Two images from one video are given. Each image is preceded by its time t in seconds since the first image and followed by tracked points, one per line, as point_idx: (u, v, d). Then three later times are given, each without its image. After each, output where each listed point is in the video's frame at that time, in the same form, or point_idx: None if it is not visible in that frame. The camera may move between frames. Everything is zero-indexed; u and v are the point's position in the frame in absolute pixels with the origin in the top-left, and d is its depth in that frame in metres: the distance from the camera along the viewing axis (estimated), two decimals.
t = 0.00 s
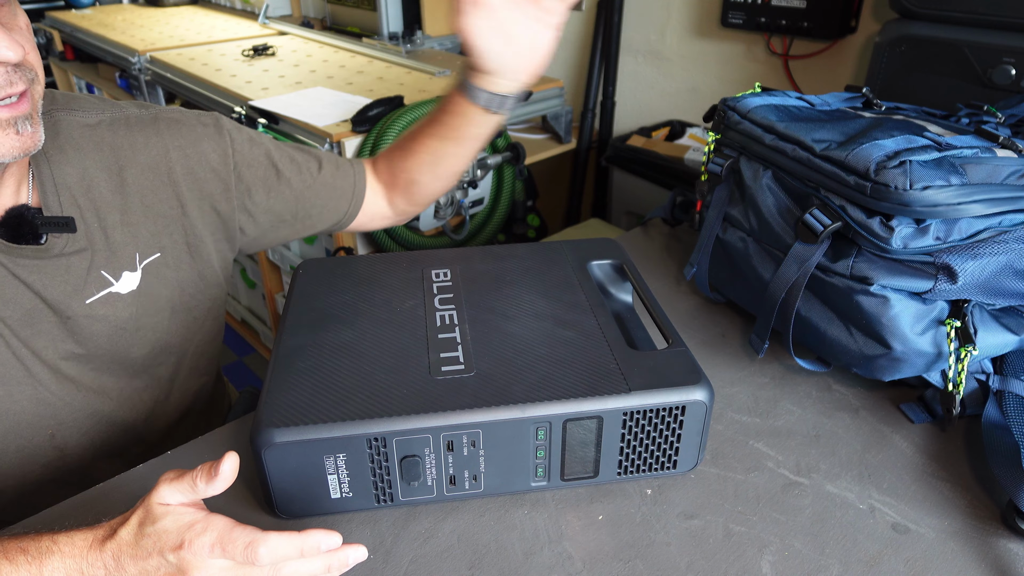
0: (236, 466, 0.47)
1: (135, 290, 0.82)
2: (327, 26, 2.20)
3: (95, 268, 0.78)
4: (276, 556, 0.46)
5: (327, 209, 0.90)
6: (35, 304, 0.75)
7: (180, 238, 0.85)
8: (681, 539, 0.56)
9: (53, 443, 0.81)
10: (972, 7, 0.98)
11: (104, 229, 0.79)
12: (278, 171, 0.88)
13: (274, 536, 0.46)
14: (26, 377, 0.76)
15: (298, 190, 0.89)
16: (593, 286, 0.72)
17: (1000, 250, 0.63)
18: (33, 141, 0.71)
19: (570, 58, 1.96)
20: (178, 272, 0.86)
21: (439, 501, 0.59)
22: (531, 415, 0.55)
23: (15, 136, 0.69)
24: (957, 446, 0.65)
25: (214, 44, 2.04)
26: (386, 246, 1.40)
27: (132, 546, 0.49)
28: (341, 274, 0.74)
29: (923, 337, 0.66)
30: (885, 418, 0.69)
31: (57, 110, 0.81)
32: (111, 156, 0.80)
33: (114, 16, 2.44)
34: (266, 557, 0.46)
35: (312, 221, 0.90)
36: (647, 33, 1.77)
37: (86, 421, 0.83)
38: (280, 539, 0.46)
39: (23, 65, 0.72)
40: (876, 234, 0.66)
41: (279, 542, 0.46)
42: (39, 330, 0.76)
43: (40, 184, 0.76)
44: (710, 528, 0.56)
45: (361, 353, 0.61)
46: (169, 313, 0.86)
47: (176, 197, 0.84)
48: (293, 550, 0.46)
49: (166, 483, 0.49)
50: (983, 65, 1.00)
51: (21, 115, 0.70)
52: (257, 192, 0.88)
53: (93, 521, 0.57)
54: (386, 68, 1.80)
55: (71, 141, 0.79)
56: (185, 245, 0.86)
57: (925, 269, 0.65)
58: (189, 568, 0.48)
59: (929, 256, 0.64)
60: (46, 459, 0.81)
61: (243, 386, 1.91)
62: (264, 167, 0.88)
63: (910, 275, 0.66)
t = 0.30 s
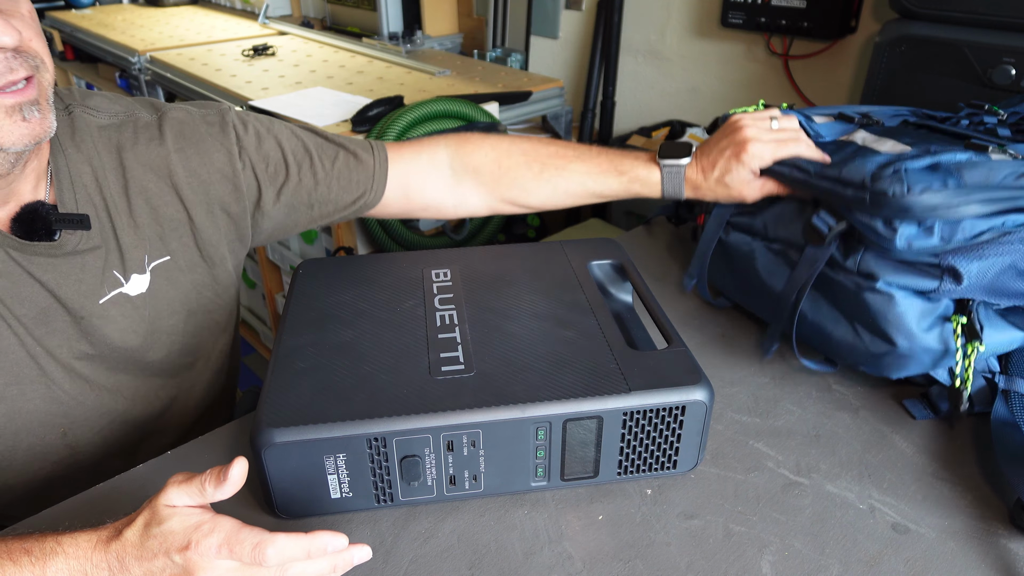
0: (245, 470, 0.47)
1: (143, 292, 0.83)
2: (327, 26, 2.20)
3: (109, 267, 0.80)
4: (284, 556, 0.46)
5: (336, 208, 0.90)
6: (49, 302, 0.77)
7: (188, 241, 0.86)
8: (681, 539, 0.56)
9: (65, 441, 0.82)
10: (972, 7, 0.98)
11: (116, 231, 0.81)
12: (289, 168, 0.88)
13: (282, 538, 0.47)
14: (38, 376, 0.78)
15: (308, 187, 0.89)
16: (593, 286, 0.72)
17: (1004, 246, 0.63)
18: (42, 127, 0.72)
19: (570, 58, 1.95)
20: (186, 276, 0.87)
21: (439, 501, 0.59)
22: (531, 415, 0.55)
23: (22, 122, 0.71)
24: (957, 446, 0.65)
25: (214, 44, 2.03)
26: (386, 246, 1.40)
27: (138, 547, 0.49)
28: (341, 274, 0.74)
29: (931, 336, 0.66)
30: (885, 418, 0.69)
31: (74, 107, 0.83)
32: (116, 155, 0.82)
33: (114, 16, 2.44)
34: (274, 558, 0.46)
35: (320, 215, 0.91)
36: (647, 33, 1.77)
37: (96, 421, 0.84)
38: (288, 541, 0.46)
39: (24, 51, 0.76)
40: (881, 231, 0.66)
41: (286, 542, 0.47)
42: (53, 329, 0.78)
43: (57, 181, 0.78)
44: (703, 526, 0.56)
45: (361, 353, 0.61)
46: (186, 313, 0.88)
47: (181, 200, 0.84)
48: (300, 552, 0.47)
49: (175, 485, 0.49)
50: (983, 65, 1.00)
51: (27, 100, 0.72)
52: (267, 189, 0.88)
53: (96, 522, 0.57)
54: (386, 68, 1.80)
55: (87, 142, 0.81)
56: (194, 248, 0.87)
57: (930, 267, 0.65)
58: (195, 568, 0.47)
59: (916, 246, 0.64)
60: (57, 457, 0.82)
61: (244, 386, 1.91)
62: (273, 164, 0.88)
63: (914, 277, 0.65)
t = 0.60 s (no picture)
0: (250, 481, 0.47)
1: (138, 273, 0.86)
2: (327, 26, 2.20)
3: (102, 252, 0.83)
4: (286, 563, 0.46)
5: (316, 153, 0.96)
6: (47, 292, 0.80)
7: (176, 217, 0.90)
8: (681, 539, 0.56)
9: (67, 433, 0.85)
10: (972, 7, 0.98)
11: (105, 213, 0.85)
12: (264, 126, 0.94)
13: (285, 544, 0.47)
14: (35, 369, 0.80)
15: (286, 137, 0.95)
16: (592, 286, 0.72)
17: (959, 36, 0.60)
18: (21, 125, 0.76)
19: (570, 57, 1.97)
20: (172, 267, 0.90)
21: (439, 500, 0.59)
22: (531, 415, 0.55)
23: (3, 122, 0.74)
24: (957, 446, 0.65)
25: (214, 44, 2.04)
26: (386, 245, 1.41)
27: (139, 550, 0.49)
28: (341, 274, 0.74)
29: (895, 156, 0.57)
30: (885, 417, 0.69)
31: (56, 94, 0.88)
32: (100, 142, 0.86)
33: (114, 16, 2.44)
34: (277, 565, 0.46)
35: (303, 160, 0.96)
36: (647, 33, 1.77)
37: (99, 413, 0.87)
38: (290, 547, 0.46)
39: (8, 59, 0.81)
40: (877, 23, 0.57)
41: (289, 549, 0.47)
42: (54, 322, 0.81)
43: (45, 172, 0.81)
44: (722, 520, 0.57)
45: (361, 352, 0.61)
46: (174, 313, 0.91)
47: (164, 172, 0.89)
48: (303, 558, 0.47)
49: (177, 491, 0.49)
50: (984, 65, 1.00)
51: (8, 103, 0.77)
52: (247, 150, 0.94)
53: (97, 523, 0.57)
54: (386, 68, 1.80)
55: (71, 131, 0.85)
56: (185, 225, 0.91)
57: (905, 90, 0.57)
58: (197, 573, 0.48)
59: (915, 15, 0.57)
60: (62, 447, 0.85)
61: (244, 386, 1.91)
62: (247, 126, 0.94)
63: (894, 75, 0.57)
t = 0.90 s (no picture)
0: (250, 486, 0.47)
1: (146, 262, 0.88)
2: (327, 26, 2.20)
3: (109, 243, 0.85)
4: (285, 567, 0.46)
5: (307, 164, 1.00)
6: (58, 286, 0.81)
7: (181, 211, 0.93)
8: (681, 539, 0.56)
9: (72, 429, 0.85)
10: (972, 6, 0.99)
11: (111, 206, 0.87)
12: (259, 131, 0.98)
13: (283, 548, 0.47)
14: (43, 365, 0.81)
15: (279, 143, 0.99)
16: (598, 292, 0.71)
17: (539, 62, 0.48)
18: (15, 130, 0.77)
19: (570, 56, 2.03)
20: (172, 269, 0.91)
21: (439, 500, 0.59)
22: (531, 415, 0.55)
23: None
24: (958, 446, 0.65)
25: (214, 44, 2.04)
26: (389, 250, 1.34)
27: (139, 551, 0.49)
28: (341, 274, 0.74)
29: (612, 164, 0.49)
30: (886, 417, 0.69)
31: (57, 90, 0.90)
32: (104, 135, 0.89)
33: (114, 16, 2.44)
34: (276, 569, 0.46)
35: (300, 169, 1.00)
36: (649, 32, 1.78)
37: (103, 407, 0.87)
38: (288, 551, 0.46)
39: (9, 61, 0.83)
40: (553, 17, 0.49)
41: (288, 553, 0.47)
42: (63, 315, 0.82)
43: (52, 165, 0.83)
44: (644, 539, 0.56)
45: (362, 352, 0.61)
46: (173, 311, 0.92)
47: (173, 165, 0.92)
48: (302, 562, 0.46)
49: (179, 493, 0.49)
50: (983, 65, 1.00)
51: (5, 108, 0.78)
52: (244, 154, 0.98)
53: (97, 523, 0.57)
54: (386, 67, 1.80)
55: (68, 122, 0.87)
56: (189, 216, 0.94)
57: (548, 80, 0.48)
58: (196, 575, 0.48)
59: (486, 1, 0.47)
60: (65, 446, 0.85)
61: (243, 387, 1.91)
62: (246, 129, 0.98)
63: (547, 61, 0.48)
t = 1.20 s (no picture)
0: (256, 490, 0.46)
1: (142, 268, 0.87)
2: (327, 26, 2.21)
3: (104, 248, 0.85)
4: (286, 567, 0.46)
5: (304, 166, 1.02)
6: (50, 285, 0.81)
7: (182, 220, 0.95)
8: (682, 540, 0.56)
9: (65, 429, 0.85)
10: (972, 7, 1.00)
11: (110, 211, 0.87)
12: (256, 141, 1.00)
13: (284, 549, 0.46)
14: (37, 366, 0.81)
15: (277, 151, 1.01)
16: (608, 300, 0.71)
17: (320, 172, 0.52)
18: None
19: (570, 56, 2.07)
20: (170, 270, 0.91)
21: (439, 501, 0.59)
22: (531, 415, 0.55)
23: None
24: (958, 446, 0.65)
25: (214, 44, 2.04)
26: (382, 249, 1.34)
27: (139, 551, 0.49)
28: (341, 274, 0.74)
29: (414, 312, 0.55)
30: (886, 417, 0.69)
31: (55, 99, 0.90)
32: (102, 142, 0.90)
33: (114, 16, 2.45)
34: (276, 569, 0.46)
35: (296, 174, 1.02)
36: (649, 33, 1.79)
37: (95, 411, 0.86)
38: (289, 552, 0.46)
39: None
40: (343, 210, 0.52)
41: (289, 553, 0.46)
42: (58, 315, 0.82)
43: (49, 165, 0.83)
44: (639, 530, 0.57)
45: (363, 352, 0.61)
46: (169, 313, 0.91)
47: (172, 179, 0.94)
48: (303, 563, 0.46)
49: (183, 493, 0.49)
50: (983, 65, 1.00)
51: None
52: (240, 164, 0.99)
53: (96, 524, 0.57)
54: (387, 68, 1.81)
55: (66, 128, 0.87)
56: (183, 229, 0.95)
57: (330, 247, 0.52)
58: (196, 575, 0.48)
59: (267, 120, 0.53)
60: (56, 446, 0.85)
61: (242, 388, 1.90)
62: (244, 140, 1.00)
63: (318, 235, 0.52)
